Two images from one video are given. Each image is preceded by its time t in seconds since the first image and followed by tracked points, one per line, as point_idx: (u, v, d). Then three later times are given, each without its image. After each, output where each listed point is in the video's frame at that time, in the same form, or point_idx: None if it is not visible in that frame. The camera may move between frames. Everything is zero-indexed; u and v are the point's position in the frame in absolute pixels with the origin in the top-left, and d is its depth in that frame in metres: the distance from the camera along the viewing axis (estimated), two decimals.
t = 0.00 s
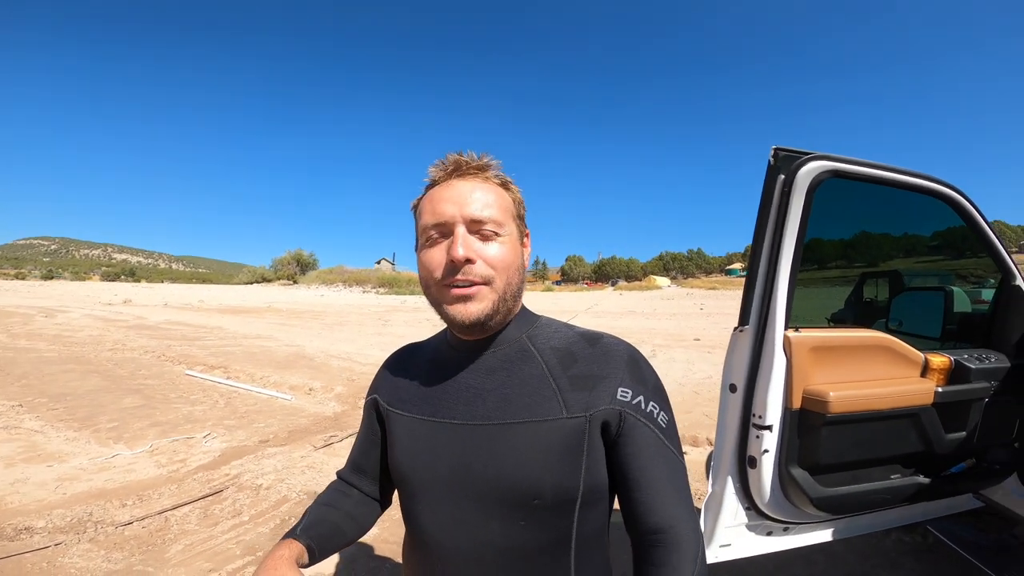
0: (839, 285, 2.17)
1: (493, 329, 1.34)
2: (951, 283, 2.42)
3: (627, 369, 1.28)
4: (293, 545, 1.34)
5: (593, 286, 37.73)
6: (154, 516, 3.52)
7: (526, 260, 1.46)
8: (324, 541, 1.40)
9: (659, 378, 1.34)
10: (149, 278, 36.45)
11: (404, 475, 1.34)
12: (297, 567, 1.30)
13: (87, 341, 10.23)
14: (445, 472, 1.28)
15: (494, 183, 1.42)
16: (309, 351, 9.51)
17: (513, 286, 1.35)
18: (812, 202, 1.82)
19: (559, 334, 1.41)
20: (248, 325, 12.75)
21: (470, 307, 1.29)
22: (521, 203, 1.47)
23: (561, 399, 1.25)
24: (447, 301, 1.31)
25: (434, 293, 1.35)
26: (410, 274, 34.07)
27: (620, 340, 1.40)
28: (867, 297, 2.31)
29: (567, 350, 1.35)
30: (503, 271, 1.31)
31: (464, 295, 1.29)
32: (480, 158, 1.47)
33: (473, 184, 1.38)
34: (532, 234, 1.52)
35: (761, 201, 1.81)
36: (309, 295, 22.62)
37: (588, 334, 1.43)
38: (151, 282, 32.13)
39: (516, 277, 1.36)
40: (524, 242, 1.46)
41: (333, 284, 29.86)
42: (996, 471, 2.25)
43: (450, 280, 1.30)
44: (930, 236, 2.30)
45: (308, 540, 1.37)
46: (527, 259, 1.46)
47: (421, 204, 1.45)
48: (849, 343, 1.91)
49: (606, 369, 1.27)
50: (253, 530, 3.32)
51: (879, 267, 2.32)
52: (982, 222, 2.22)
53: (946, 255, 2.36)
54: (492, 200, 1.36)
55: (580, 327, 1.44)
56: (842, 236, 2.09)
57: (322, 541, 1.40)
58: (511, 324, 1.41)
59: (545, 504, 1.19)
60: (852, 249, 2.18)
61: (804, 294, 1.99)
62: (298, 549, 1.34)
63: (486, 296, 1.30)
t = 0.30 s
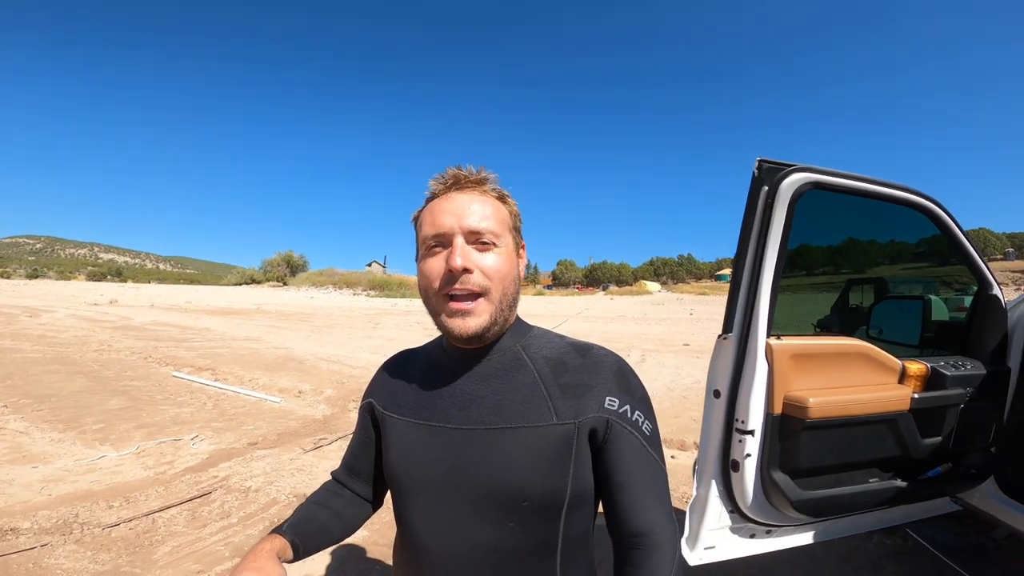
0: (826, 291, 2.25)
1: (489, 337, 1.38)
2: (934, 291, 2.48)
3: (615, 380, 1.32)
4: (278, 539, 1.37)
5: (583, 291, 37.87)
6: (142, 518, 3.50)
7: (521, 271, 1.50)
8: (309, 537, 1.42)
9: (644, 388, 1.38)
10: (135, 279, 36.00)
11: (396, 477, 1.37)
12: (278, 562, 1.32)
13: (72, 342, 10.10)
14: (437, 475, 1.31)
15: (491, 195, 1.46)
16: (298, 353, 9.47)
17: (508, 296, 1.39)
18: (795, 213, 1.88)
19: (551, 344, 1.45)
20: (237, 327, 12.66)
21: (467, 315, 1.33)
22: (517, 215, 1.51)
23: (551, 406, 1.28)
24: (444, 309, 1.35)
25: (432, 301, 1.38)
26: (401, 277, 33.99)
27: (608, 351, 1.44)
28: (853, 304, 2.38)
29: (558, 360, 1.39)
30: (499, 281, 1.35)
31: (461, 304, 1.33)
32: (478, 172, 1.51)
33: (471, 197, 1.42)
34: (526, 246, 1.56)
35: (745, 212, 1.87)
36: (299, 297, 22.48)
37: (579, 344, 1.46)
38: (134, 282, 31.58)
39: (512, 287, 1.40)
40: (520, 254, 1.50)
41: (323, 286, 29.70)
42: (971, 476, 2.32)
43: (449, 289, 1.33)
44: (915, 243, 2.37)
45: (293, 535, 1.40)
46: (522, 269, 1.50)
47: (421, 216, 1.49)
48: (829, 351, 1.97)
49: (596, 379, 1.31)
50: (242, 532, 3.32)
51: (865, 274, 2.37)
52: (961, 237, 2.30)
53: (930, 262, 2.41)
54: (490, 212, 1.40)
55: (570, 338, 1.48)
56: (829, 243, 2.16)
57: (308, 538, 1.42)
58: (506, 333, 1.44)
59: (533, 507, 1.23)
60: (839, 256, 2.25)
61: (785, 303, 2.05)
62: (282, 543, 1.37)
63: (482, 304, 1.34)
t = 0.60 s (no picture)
0: (824, 293, 2.30)
1: (486, 339, 1.41)
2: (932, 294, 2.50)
3: (610, 387, 1.34)
4: (282, 539, 1.41)
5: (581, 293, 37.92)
6: (140, 518, 3.51)
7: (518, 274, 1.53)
8: (313, 537, 1.45)
9: (639, 395, 1.40)
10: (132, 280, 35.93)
11: (393, 477, 1.40)
12: (283, 561, 1.36)
13: (69, 342, 10.09)
14: (433, 476, 1.34)
15: (489, 200, 1.50)
16: (295, 355, 9.48)
17: (506, 297, 1.42)
18: (786, 219, 1.91)
19: (548, 350, 1.47)
20: (234, 328, 12.66)
21: (465, 316, 1.35)
22: (515, 220, 1.54)
23: (546, 411, 1.31)
24: (443, 312, 1.37)
25: (431, 304, 1.41)
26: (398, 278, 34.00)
27: (604, 357, 1.47)
28: (849, 306, 2.45)
29: (554, 366, 1.41)
30: (496, 284, 1.38)
31: (459, 306, 1.35)
32: (476, 177, 1.54)
33: (469, 202, 1.45)
34: (524, 249, 1.59)
35: (737, 218, 1.90)
36: (296, 298, 22.47)
37: (575, 350, 1.49)
38: (131, 283, 31.52)
39: (510, 290, 1.42)
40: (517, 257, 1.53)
41: (320, 288, 29.71)
42: (961, 477, 2.35)
43: (447, 291, 1.36)
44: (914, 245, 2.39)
45: (297, 534, 1.43)
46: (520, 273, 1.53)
47: (420, 221, 1.52)
48: (819, 354, 2.00)
49: (590, 386, 1.34)
50: (240, 532, 3.33)
51: (863, 276, 2.44)
52: (955, 247, 2.32)
53: (927, 265, 2.41)
54: (488, 218, 1.43)
55: (568, 344, 1.50)
56: (827, 245, 2.20)
57: (311, 537, 1.46)
58: (505, 334, 1.47)
59: (525, 509, 1.26)
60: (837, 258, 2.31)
61: (778, 307, 2.07)
62: (286, 543, 1.40)
63: (480, 306, 1.36)
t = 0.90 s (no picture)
0: (824, 293, 2.33)
1: (483, 339, 1.43)
2: (932, 293, 2.52)
3: (603, 386, 1.36)
4: (295, 536, 1.46)
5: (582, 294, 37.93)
6: (145, 519, 3.55)
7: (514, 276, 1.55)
8: (324, 533, 1.50)
9: (633, 394, 1.41)
10: (134, 282, 36.07)
11: (393, 476, 1.44)
12: (295, 558, 1.41)
13: (73, 345, 10.15)
14: (430, 474, 1.37)
15: (485, 203, 1.52)
16: (298, 356, 9.52)
17: (502, 299, 1.44)
18: (781, 219, 1.93)
19: (543, 349, 1.49)
20: (237, 330, 12.70)
21: (462, 317, 1.38)
22: (510, 222, 1.56)
23: (539, 411, 1.33)
24: (439, 313, 1.40)
25: (428, 305, 1.44)
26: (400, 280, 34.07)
27: (599, 356, 1.48)
28: (850, 305, 2.45)
29: (548, 365, 1.43)
30: (492, 285, 1.40)
31: (456, 307, 1.38)
32: (473, 180, 1.57)
33: (465, 205, 1.48)
34: (519, 251, 1.61)
35: (733, 218, 1.92)
36: (298, 300, 22.54)
37: (570, 348, 1.51)
38: (133, 285, 31.64)
39: (506, 291, 1.45)
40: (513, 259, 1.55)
41: (321, 289, 29.77)
42: (959, 475, 2.37)
43: (443, 293, 1.38)
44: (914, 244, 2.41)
45: (309, 531, 1.48)
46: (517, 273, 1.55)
47: (418, 224, 1.54)
48: (816, 353, 2.03)
49: (583, 385, 1.36)
50: (244, 532, 3.36)
51: (864, 276, 2.46)
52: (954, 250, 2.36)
53: (927, 264, 2.44)
54: (483, 220, 1.46)
55: (563, 342, 1.52)
56: (827, 245, 2.23)
57: (323, 533, 1.50)
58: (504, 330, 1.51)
59: (519, 507, 1.29)
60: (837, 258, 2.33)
61: (776, 306, 2.09)
62: (298, 540, 1.45)
63: (476, 307, 1.39)
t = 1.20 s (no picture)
0: (819, 292, 2.37)
1: (438, 331, 1.44)
2: (925, 292, 2.55)
3: (590, 378, 1.37)
4: (294, 528, 1.48)
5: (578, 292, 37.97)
6: (140, 514, 3.55)
7: (493, 272, 1.47)
8: (323, 524, 1.51)
9: (621, 386, 1.42)
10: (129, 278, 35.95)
11: (385, 466, 1.46)
12: (295, 549, 1.43)
13: (67, 341, 10.11)
14: (421, 465, 1.39)
15: (464, 198, 1.49)
16: (294, 353, 9.51)
17: (457, 295, 1.41)
18: (772, 216, 1.95)
19: (533, 342, 1.50)
20: (233, 327, 12.68)
21: (410, 309, 1.41)
22: (494, 217, 1.49)
23: (527, 402, 1.34)
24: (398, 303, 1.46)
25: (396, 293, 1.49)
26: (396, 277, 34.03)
27: (588, 348, 1.49)
28: (844, 304, 2.49)
29: (537, 357, 1.44)
30: (442, 280, 1.38)
31: (406, 298, 1.42)
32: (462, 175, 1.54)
33: (439, 200, 1.48)
34: (511, 247, 1.51)
35: (725, 215, 1.93)
36: (294, 296, 22.49)
37: (559, 341, 1.52)
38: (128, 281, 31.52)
39: (462, 289, 1.41)
40: (493, 254, 1.48)
41: (317, 286, 29.71)
42: (948, 472, 2.40)
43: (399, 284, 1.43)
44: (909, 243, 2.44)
45: (308, 524, 1.50)
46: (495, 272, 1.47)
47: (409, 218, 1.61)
48: (807, 349, 2.06)
49: (571, 376, 1.37)
50: (239, 528, 3.37)
51: (859, 275, 2.48)
52: (946, 251, 2.40)
53: (922, 264, 2.47)
54: (449, 216, 1.43)
55: (552, 335, 1.53)
56: (823, 244, 2.25)
57: (322, 525, 1.51)
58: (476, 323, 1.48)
59: (507, 498, 1.30)
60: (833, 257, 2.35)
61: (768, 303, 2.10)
62: (298, 533, 1.47)
63: (424, 300, 1.40)
